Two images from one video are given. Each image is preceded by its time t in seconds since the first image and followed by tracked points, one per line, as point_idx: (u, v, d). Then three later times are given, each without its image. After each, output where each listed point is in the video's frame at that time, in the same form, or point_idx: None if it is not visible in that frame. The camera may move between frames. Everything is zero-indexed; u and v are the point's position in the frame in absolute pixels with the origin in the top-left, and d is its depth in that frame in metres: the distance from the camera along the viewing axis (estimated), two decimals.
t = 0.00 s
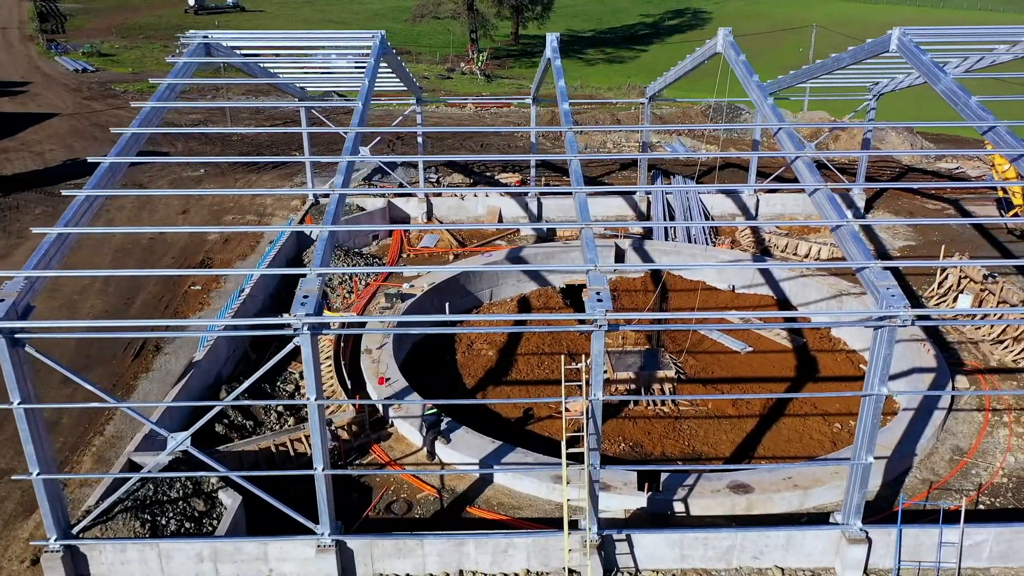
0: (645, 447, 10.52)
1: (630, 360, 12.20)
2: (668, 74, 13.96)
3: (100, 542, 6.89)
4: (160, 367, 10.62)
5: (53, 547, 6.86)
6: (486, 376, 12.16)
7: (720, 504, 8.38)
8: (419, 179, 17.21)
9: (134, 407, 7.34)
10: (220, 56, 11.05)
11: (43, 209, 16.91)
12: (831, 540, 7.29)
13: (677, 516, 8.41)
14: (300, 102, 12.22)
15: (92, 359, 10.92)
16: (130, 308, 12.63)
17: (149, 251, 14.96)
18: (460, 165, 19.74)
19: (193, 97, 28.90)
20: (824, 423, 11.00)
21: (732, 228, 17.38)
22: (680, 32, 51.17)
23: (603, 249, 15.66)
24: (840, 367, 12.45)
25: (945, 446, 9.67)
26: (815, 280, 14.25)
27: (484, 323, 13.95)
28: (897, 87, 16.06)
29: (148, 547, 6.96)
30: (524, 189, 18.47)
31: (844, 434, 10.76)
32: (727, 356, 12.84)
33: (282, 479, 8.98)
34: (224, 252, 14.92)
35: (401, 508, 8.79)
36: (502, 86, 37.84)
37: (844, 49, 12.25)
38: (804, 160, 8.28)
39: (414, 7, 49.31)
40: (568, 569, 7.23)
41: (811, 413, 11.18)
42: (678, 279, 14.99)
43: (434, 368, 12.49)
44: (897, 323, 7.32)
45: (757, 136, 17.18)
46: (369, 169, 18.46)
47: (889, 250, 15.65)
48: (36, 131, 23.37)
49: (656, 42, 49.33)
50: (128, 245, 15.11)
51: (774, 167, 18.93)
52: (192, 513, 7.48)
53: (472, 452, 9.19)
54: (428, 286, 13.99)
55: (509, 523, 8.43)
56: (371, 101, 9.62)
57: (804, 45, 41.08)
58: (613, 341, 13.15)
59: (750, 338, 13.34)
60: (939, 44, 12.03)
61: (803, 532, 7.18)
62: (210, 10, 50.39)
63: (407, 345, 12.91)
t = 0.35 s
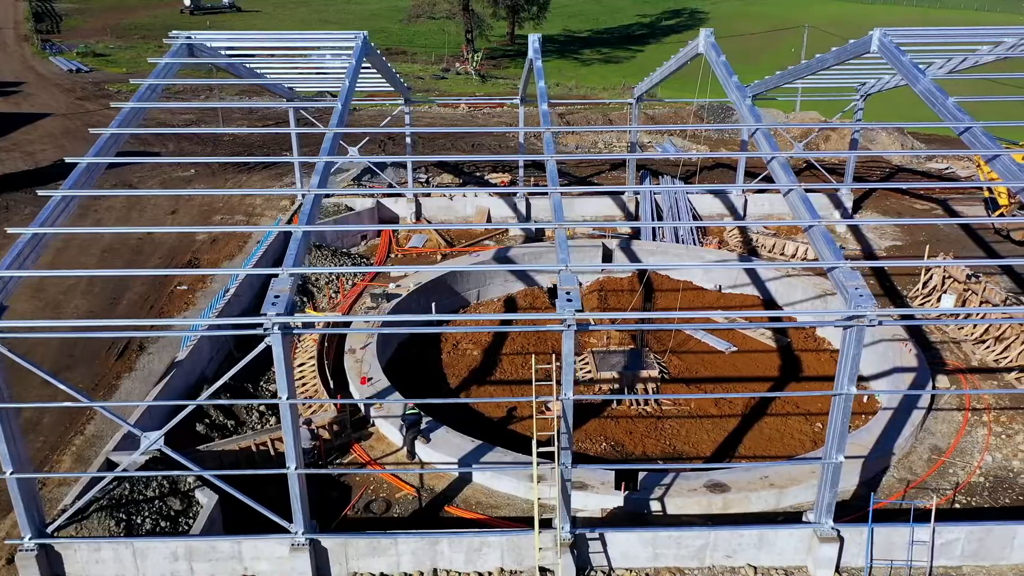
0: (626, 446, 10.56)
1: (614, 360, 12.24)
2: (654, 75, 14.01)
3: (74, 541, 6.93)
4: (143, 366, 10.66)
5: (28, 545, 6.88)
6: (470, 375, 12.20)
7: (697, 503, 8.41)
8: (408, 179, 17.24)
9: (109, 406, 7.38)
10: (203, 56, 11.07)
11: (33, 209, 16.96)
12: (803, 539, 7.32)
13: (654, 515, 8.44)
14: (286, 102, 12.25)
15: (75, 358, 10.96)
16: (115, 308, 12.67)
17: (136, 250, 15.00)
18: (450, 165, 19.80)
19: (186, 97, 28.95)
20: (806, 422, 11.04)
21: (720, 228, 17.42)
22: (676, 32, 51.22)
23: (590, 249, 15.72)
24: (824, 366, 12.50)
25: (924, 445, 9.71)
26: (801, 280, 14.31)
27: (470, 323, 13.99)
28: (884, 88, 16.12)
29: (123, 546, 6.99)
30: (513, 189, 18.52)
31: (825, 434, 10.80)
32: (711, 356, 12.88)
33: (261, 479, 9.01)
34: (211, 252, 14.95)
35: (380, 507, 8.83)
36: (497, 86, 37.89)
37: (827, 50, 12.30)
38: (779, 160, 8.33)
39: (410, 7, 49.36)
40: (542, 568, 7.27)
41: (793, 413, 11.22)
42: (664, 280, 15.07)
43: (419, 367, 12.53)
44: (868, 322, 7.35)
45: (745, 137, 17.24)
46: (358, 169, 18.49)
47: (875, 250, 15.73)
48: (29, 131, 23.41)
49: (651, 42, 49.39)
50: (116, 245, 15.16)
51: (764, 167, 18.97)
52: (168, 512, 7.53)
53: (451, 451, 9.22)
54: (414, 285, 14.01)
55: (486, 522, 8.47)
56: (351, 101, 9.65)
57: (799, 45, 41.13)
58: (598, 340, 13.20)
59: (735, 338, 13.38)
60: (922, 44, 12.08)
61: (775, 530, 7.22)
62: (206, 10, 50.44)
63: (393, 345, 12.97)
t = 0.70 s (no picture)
0: (610, 444, 10.58)
1: (600, 358, 12.29)
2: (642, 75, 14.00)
3: (53, 538, 6.96)
4: (128, 365, 10.70)
5: (6, 542, 6.90)
6: (456, 374, 12.24)
7: (676, 501, 8.44)
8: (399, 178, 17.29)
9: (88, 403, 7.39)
10: (189, 55, 11.09)
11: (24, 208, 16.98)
12: (779, 536, 7.36)
13: (633, 513, 8.47)
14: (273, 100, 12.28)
15: (61, 357, 10.99)
16: (103, 307, 12.71)
17: (127, 249, 15.04)
18: (443, 164, 19.83)
19: (181, 96, 28.97)
20: (791, 421, 11.07)
21: (711, 228, 17.45)
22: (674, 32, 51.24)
23: (579, 248, 15.76)
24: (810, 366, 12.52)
25: (905, 443, 9.75)
26: (788, 279, 14.35)
27: (458, 321, 14.02)
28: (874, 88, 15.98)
29: (102, 543, 7.02)
30: (505, 189, 18.56)
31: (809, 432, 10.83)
32: (697, 355, 12.91)
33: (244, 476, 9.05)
34: (201, 252, 14.98)
35: (362, 504, 8.86)
36: (493, 86, 37.90)
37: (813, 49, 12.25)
38: (758, 159, 8.36)
39: (407, 7, 49.38)
40: (520, 565, 7.30)
41: (777, 412, 11.25)
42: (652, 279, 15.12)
43: (407, 366, 12.57)
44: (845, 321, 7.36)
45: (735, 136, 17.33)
46: (350, 168, 18.52)
47: (864, 250, 15.78)
48: (23, 130, 23.43)
49: (649, 42, 49.40)
50: (106, 244, 15.19)
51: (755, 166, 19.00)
52: (148, 509, 7.56)
53: (434, 450, 9.25)
54: (402, 284, 14.05)
55: (467, 520, 8.50)
56: (334, 101, 9.66)
57: (796, 45, 41.15)
58: (586, 339, 13.25)
59: (722, 337, 13.42)
60: (908, 44, 12.10)
61: (751, 528, 7.25)
62: (203, 9, 50.49)
63: (381, 344, 13.02)
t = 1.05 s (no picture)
0: (594, 443, 10.61)
1: (587, 357, 12.34)
2: (631, 74, 14.04)
3: (32, 535, 7.00)
4: (115, 364, 10.76)
5: None
6: (443, 372, 12.29)
7: (656, 499, 8.48)
8: (390, 178, 17.33)
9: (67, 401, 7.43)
10: (175, 55, 11.13)
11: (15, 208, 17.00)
12: (756, 534, 7.40)
13: (614, 510, 8.51)
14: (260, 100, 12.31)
15: (48, 355, 11.03)
16: (92, 306, 12.76)
17: (116, 248, 15.09)
18: (435, 164, 19.86)
19: (176, 96, 28.99)
20: (775, 420, 11.13)
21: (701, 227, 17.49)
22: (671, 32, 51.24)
23: (569, 248, 15.81)
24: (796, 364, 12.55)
25: (887, 442, 9.79)
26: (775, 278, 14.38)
27: (447, 320, 14.07)
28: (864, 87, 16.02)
29: (81, 540, 7.06)
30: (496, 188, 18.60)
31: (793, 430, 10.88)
32: (684, 353, 12.96)
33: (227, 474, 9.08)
34: (190, 251, 15.02)
35: (344, 502, 8.90)
36: (489, 86, 37.91)
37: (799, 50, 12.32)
38: (737, 159, 8.43)
39: (403, 7, 49.37)
40: (498, 562, 7.34)
41: (762, 410, 11.30)
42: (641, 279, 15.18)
43: (395, 364, 12.63)
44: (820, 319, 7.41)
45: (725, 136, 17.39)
46: (342, 168, 18.56)
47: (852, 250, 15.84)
48: (16, 130, 23.46)
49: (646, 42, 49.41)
50: (96, 243, 15.22)
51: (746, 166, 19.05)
52: (128, 506, 7.60)
53: (416, 448, 9.29)
54: (391, 283, 14.09)
55: (448, 518, 8.55)
56: (318, 101, 9.69)
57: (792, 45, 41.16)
58: (573, 338, 13.30)
59: (709, 336, 13.47)
60: (895, 44, 12.12)
61: (727, 525, 7.29)
62: (200, 9, 50.48)
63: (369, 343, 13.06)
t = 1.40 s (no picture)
0: (578, 441, 10.64)
1: (573, 355, 12.36)
2: (619, 74, 14.08)
3: (10, 533, 7.04)
4: (100, 362, 10.79)
5: None
6: (429, 371, 12.31)
7: (635, 496, 8.50)
8: (380, 177, 17.36)
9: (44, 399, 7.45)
10: (159, 54, 11.17)
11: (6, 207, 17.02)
12: (732, 531, 7.43)
13: (593, 508, 8.54)
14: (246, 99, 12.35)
15: (33, 354, 11.03)
16: (79, 305, 12.80)
17: (106, 248, 15.13)
18: (426, 164, 19.89)
19: (171, 96, 29.00)
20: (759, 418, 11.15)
21: (691, 226, 17.52)
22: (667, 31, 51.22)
23: (558, 247, 15.84)
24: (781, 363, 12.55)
25: (868, 440, 9.82)
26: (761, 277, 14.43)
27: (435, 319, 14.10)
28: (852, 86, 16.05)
29: (58, 537, 7.09)
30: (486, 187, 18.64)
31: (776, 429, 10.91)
32: (670, 352, 12.99)
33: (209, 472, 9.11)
34: (179, 250, 15.06)
35: (326, 500, 8.93)
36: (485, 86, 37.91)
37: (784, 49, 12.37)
38: (715, 158, 8.54)
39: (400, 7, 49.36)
40: (474, 559, 7.37)
41: (745, 409, 11.33)
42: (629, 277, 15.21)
43: (381, 363, 12.66)
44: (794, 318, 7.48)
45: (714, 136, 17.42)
46: (333, 167, 18.59)
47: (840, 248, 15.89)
48: (10, 130, 23.49)
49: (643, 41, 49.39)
50: (85, 243, 15.26)
51: (736, 165, 19.08)
52: (107, 504, 7.63)
53: (397, 446, 9.32)
54: (379, 282, 14.12)
55: (428, 515, 8.57)
56: (300, 100, 9.69)
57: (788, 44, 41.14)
58: (560, 336, 13.33)
59: (696, 334, 13.50)
60: (879, 43, 12.14)
61: (702, 523, 7.32)
62: (197, 9, 50.47)
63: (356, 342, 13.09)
